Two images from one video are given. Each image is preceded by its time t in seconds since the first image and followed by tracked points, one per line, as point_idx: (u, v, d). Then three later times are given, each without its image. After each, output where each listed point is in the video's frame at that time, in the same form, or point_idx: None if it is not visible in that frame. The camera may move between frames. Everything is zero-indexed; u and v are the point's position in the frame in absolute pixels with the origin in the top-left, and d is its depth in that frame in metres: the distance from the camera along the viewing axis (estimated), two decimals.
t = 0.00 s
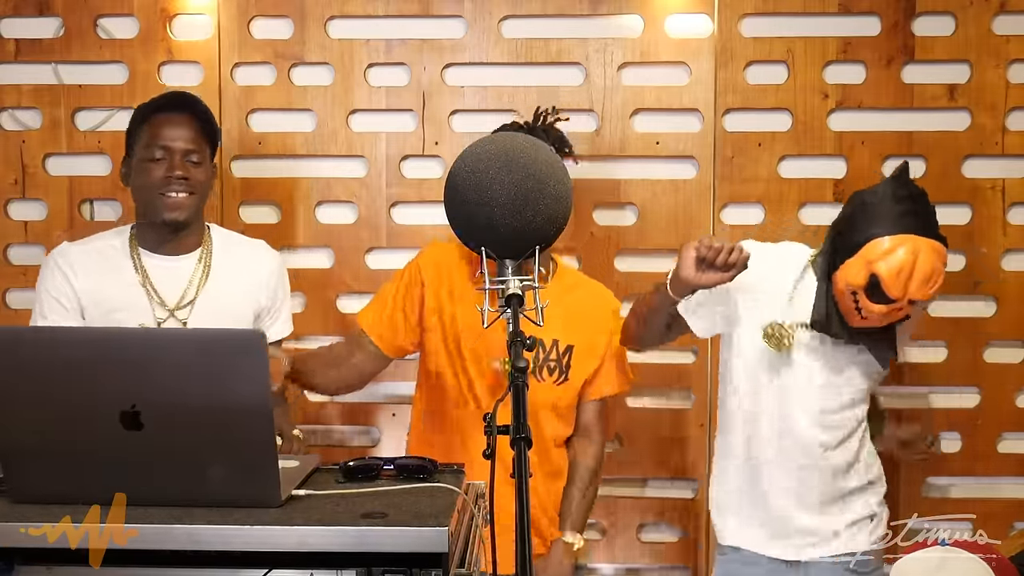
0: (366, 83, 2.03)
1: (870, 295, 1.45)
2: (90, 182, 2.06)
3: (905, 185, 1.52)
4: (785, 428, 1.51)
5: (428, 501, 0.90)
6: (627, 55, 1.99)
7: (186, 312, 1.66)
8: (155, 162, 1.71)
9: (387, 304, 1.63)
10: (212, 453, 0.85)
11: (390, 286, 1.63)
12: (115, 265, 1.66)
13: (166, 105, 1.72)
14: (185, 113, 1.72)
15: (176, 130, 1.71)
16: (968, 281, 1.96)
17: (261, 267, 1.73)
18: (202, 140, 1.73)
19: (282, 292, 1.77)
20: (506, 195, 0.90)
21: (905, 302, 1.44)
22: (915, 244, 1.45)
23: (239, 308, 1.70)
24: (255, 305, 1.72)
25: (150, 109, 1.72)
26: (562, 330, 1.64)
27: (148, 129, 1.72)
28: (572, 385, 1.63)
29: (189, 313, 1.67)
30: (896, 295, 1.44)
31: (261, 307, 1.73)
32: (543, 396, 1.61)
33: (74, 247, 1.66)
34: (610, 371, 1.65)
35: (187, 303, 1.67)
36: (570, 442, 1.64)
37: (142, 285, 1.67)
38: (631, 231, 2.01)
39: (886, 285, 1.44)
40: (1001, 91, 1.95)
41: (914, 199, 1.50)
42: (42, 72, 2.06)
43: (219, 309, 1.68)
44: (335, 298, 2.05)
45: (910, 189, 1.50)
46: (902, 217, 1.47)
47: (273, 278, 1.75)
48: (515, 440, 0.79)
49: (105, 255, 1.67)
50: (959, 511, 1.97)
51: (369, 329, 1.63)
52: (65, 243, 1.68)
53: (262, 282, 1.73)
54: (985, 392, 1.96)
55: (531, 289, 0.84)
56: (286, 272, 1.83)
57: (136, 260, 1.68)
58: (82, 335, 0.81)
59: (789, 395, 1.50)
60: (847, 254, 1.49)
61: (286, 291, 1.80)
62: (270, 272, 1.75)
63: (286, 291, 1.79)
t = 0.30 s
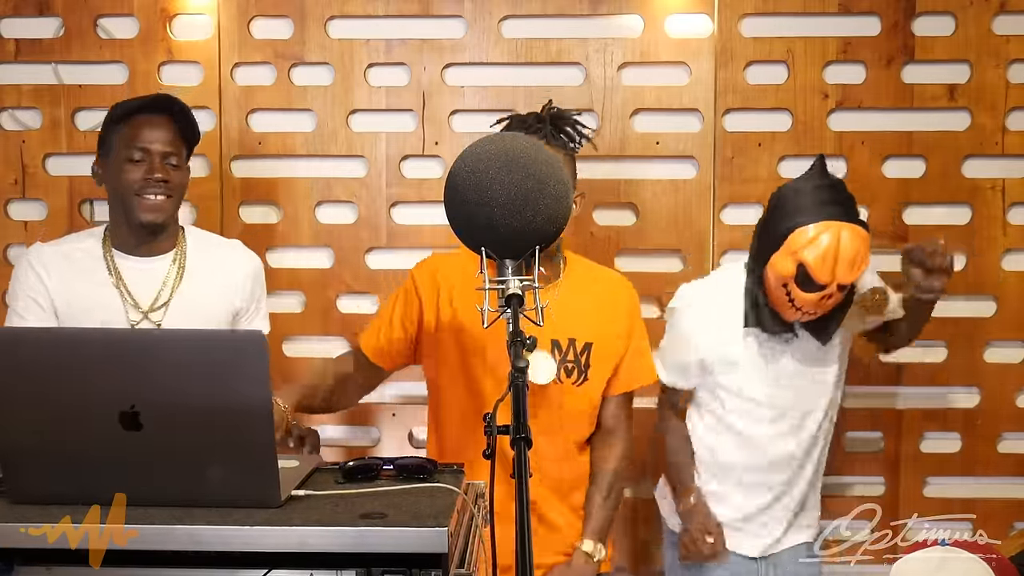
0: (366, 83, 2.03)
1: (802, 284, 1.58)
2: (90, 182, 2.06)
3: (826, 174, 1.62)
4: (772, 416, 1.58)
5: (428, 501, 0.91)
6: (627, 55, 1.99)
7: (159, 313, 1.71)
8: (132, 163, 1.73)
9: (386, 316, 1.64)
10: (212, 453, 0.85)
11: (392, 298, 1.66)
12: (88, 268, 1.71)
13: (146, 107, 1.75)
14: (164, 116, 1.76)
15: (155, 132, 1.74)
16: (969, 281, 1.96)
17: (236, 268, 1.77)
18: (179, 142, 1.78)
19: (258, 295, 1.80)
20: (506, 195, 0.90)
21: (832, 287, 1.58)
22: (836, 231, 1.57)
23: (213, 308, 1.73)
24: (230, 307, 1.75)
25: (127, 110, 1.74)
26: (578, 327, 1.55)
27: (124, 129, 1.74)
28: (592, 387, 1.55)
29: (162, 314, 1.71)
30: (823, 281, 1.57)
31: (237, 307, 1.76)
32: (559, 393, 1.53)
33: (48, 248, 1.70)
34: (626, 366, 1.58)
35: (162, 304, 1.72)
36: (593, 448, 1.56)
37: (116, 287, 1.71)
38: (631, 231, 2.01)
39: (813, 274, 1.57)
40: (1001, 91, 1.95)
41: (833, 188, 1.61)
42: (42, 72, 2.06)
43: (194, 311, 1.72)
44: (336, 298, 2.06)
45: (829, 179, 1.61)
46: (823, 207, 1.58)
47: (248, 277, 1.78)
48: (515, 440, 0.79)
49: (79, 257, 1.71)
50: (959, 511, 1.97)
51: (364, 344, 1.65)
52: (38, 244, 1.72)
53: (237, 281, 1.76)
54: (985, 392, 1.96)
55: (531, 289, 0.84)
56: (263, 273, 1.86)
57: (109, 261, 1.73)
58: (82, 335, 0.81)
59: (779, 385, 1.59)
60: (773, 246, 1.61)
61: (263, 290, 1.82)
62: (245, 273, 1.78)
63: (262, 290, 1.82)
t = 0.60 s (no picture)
0: (366, 83, 2.03)
1: (790, 236, 1.57)
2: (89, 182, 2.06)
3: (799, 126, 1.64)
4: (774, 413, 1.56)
5: (428, 501, 0.91)
6: (627, 55, 1.99)
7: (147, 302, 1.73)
8: (116, 154, 1.74)
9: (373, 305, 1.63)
10: (212, 453, 0.85)
11: (374, 290, 1.66)
12: (72, 260, 1.74)
13: (128, 98, 1.75)
14: (146, 107, 1.78)
15: (137, 123, 1.76)
16: (969, 281, 1.95)
17: (220, 256, 1.83)
18: (161, 133, 1.79)
19: (242, 279, 1.87)
20: (506, 195, 0.90)
21: (820, 235, 1.56)
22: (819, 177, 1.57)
23: (198, 296, 1.78)
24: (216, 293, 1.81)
25: (108, 101, 1.75)
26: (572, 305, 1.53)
27: (106, 120, 1.75)
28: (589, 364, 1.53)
29: (150, 303, 1.74)
30: (811, 228, 1.55)
31: (221, 294, 1.81)
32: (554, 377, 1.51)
33: (31, 242, 1.75)
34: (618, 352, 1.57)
35: (148, 294, 1.74)
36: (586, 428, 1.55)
37: (101, 278, 1.74)
38: (631, 231, 2.01)
39: (801, 223, 1.55)
40: (1001, 92, 1.95)
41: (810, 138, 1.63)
42: (42, 72, 2.06)
43: (178, 297, 1.76)
44: (335, 298, 2.06)
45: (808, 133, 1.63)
46: (804, 158, 1.60)
47: (231, 264, 1.84)
48: (515, 440, 0.79)
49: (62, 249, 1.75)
50: (959, 511, 1.97)
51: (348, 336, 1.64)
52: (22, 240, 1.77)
53: (220, 268, 1.82)
54: (985, 392, 1.96)
55: (531, 289, 0.84)
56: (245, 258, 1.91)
57: (93, 254, 1.76)
58: (83, 334, 0.81)
59: (777, 367, 1.57)
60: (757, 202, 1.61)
61: (245, 277, 1.88)
62: (230, 259, 1.84)
63: (245, 278, 1.88)
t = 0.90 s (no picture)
0: (366, 83, 2.03)
1: (770, 229, 1.60)
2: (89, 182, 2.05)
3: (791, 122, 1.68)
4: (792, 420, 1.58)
5: (428, 501, 0.90)
6: (627, 54, 1.99)
7: (139, 301, 1.74)
8: (113, 152, 1.76)
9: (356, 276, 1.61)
10: (213, 453, 0.85)
11: (356, 262, 1.63)
12: (64, 260, 1.75)
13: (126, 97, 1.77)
14: (143, 108, 1.80)
15: (134, 123, 1.77)
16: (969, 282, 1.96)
17: (212, 252, 1.84)
18: (157, 134, 1.81)
19: (235, 275, 1.86)
20: (506, 195, 0.90)
21: (801, 227, 1.58)
22: (798, 171, 1.60)
23: (191, 293, 1.78)
24: (210, 290, 1.81)
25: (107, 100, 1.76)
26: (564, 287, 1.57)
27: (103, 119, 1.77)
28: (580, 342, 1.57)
29: (142, 302, 1.74)
30: (790, 220, 1.58)
31: (214, 290, 1.81)
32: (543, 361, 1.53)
33: (23, 244, 1.77)
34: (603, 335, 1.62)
35: (140, 293, 1.75)
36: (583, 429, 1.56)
37: (94, 278, 1.74)
38: (631, 231, 2.01)
39: (779, 217, 1.58)
40: (1001, 91, 1.94)
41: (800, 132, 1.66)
42: (42, 72, 2.06)
43: (171, 293, 1.76)
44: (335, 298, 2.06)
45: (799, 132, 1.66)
46: (793, 151, 1.62)
47: (223, 262, 1.85)
48: (515, 440, 0.79)
49: (54, 250, 1.76)
50: (960, 511, 1.97)
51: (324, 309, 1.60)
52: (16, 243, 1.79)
53: (212, 264, 1.83)
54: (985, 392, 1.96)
55: (531, 289, 0.84)
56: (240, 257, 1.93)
57: (85, 254, 1.75)
58: (83, 334, 0.81)
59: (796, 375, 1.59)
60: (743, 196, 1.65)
61: (239, 274, 1.89)
62: (223, 255, 1.86)
63: (239, 274, 1.89)
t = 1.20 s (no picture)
0: (366, 83, 2.03)
1: (772, 229, 1.80)
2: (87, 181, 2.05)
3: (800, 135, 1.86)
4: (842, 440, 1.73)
5: (428, 501, 0.90)
6: (627, 55, 1.99)
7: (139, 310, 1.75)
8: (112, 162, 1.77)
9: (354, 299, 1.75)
10: (213, 452, 0.85)
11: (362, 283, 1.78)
12: (63, 268, 1.77)
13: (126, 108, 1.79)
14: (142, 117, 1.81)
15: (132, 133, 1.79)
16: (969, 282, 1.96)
17: (212, 260, 1.83)
18: (155, 143, 1.82)
19: (235, 281, 1.86)
20: (506, 195, 0.90)
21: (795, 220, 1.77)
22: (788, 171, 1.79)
23: (191, 300, 1.79)
24: (209, 296, 1.81)
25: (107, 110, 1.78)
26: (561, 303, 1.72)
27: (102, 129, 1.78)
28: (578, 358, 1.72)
29: (142, 310, 1.76)
30: (784, 213, 1.77)
31: (214, 296, 1.82)
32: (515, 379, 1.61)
33: (23, 253, 1.79)
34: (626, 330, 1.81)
35: (140, 301, 1.76)
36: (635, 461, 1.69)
37: (93, 288, 1.76)
38: (631, 231, 2.01)
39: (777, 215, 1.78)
40: (1001, 92, 1.94)
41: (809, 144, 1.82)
42: (42, 72, 2.06)
43: (170, 301, 1.77)
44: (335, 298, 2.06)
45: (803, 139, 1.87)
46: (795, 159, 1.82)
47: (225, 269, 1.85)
48: (515, 440, 0.79)
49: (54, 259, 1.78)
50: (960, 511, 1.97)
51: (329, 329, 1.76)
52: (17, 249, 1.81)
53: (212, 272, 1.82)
54: (986, 392, 1.95)
55: (531, 289, 0.84)
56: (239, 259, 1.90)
57: (85, 264, 1.77)
58: (83, 334, 0.81)
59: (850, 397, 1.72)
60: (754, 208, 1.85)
61: (239, 277, 1.88)
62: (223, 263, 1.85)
63: (238, 277, 1.88)
